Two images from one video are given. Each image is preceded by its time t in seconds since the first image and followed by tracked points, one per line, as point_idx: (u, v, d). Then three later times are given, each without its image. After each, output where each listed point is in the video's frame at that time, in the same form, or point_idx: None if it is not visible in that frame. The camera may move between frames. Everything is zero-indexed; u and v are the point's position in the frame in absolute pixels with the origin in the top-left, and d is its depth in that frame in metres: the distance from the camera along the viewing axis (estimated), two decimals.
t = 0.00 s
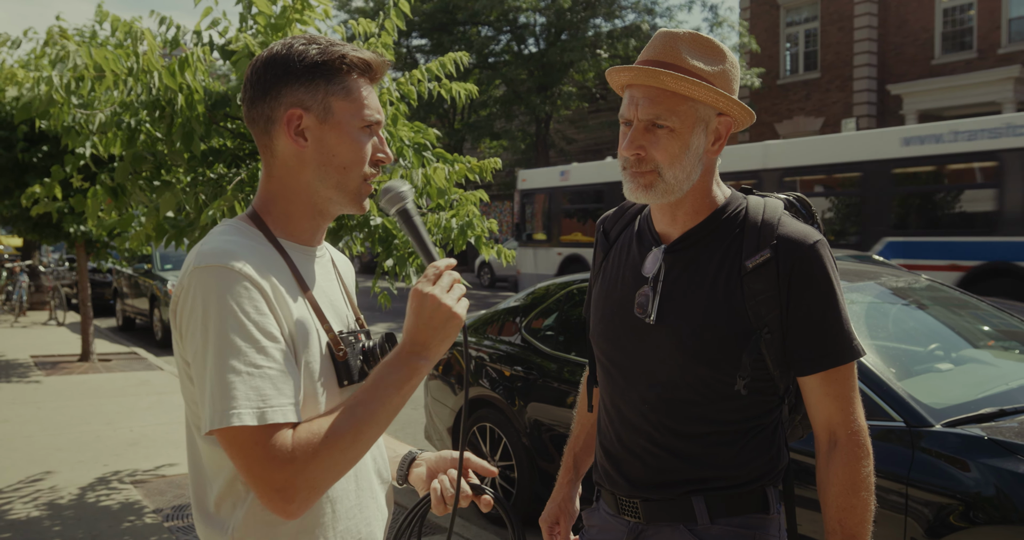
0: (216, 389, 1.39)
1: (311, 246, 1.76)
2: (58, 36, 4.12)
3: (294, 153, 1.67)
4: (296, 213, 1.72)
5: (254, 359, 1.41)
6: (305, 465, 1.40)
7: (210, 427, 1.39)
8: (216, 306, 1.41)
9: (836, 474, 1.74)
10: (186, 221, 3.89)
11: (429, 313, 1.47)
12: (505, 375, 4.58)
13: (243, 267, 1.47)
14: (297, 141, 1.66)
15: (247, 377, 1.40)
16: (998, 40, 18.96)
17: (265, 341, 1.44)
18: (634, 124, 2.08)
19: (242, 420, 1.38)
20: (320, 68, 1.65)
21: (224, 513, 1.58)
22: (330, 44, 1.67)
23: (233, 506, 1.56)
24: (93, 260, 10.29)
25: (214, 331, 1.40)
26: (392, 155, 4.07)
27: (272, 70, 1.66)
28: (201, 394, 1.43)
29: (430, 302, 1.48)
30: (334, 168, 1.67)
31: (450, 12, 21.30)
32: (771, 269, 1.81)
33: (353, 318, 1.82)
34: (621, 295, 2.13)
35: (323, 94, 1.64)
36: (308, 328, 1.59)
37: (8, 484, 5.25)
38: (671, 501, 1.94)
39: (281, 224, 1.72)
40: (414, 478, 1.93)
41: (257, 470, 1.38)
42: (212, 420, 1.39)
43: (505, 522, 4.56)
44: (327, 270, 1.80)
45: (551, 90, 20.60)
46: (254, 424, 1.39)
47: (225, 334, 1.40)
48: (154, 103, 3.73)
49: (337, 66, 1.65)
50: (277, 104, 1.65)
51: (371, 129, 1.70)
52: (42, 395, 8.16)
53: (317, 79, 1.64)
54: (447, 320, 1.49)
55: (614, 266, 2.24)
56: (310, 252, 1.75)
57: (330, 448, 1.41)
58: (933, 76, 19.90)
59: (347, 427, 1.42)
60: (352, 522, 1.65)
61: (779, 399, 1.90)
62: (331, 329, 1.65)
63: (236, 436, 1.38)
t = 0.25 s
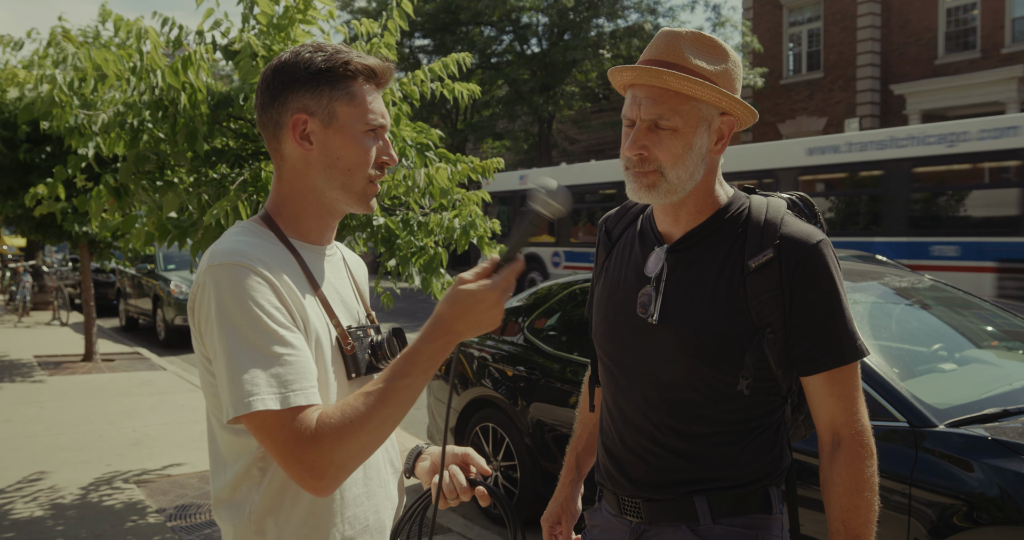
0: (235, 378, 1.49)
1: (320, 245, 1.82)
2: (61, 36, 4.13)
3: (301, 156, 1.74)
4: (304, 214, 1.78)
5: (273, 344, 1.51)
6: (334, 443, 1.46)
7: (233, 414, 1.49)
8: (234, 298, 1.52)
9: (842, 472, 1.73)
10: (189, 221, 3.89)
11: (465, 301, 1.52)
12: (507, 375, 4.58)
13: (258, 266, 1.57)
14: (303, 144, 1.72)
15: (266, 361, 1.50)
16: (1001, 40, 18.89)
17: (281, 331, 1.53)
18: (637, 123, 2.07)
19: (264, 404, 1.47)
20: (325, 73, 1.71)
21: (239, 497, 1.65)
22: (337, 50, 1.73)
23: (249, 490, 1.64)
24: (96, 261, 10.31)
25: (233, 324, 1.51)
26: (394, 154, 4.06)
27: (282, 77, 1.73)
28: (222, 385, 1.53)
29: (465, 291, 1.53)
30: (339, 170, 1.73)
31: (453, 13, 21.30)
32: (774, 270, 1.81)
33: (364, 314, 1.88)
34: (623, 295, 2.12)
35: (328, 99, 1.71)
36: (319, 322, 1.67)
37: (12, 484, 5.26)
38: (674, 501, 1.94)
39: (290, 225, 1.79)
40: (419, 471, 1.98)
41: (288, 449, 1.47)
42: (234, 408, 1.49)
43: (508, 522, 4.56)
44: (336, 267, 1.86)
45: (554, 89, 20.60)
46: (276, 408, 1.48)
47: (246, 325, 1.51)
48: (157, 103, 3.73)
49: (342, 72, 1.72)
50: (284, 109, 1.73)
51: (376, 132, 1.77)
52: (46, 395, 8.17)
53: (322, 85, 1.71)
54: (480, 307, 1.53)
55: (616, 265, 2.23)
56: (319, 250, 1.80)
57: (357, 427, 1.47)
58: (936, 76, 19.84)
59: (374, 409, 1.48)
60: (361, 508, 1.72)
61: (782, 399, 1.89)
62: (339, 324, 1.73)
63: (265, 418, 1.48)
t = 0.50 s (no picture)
0: (245, 374, 1.49)
1: (329, 246, 1.83)
2: (62, 36, 4.13)
3: (306, 162, 1.76)
4: (311, 217, 1.80)
5: (280, 344, 1.51)
6: (344, 438, 1.48)
7: (243, 409, 1.49)
8: (243, 300, 1.52)
9: (843, 471, 1.74)
10: (191, 221, 3.89)
11: (481, 310, 1.56)
12: (509, 375, 4.58)
13: (265, 264, 1.57)
14: (307, 150, 1.75)
15: (273, 360, 1.50)
16: (1003, 40, 18.86)
17: (290, 329, 1.53)
18: (638, 125, 2.07)
19: (271, 400, 1.47)
20: (327, 81, 1.73)
21: (252, 489, 1.68)
22: (339, 58, 1.75)
23: (261, 482, 1.67)
24: (98, 261, 10.32)
25: (243, 321, 1.51)
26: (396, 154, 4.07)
27: (287, 85, 1.76)
28: (231, 381, 1.53)
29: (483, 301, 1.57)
30: (343, 174, 1.75)
31: (454, 13, 21.30)
32: (776, 268, 1.80)
33: (373, 313, 1.89)
34: (624, 293, 2.13)
35: (330, 106, 1.73)
36: (325, 321, 1.67)
37: (14, 484, 5.27)
38: (675, 501, 1.94)
39: (299, 228, 1.80)
40: (427, 466, 2.01)
41: (295, 442, 1.48)
42: (243, 403, 1.49)
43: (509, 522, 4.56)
44: (347, 267, 1.87)
45: (556, 89, 20.61)
46: (283, 403, 1.48)
47: (257, 321, 1.51)
48: (159, 103, 3.73)
49: (345, 79, 1.73)
50: (289, 117, 1.75)
51: (379, 137, 1.78)
52: (48, 395, 8.18)
53: (325, 92, 1.72)
54: (496, 316, 1.58)
55: (617, 263, 2.23)
56: (328, 252, 1.81)
57: (366, 424, 1.49)
58: (939, 76, 19.83)
59: (383, 406, 1.50)
60: (366, 501, 1.73)
61: (785, 398, 1.89)
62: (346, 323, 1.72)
63: (272, 413, 1.49)
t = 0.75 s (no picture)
0: (247, 366, 1.50)
1: (336, 246, 1.83)
2: (63, 36, 4.13)
3: (309, 164, 1.77)
4: (316, 218, 1.80)
5: (282, 337, 1.51)
6: (340, 429, 1.47)
7: (245, 401, 1.50)
8: (246, 295, 1.53)
9: (845, 467, 1.73)
10: (191, 221, 3.90)
11: (481, 303, 1.54)
12: (509, 375, 4.58)
13: (266, 261, 1.58)
14: (310, 153, 1.76)
15: (275, 354, 1.50)
16: (1004, 40, 18.84)
17: (290, 324, 1.54)
18: (640, 125, 2.06)
19: (271, 391, 1.48)
20: (331, 84, 1.74)
21: (258, 481, 1.70)
22: (342, 62, 1.75)
23: (266, 474, 1.68)
24: (99, 261, 10.32)
25: (242, 315, 1.52)
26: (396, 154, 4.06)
27: (292, 90, 1.78)
28: (233, 374, 1.55)
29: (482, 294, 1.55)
30: (346, 175, 1.75)
31: (455, 13, 21.29)
32: (778, 264, 1.80)
33: (380, 310, 1.89)
34: (623, 288, 2.13)
35: (332, 109, 1.74)
36: (328, 318, 1.67)
37: (15, 483, 5.27)
38: (675, 500, 1.94)
39: (304, 228, 1.81)
40: (431, 464, 2.01)
41: (295, 433, 1.48)
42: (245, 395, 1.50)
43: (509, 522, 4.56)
44: (354, 267, 1.86)
45: (557, 89, 20.61)
46: (283, 395, 1.48)
47: (257, 314, 1.52)
48: (160, 103, 3.73)
49: (348, 83, 1.74)
50: (293, 120, 1.77)
51: (381, 139, 1.78)
52: (49, 395, 8.19)
53: (328, 95, 1.74)
54: (494, 310, 1.55)
55: (617, 260, 2.23)
56: (334, 251, 1.81)
57: (362, 417, 1.48)
58: (940, 76, 19.83)
59: (380, 400, 1.48)
60: (366, 495, 1.73)
61: (786, 395, 1.89)
62: (349, 318, 1.73)
63: (272, 404, 1.49)
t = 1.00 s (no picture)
0: (244, 363, 1.50)
1: (336, 247, 1.83)
2: (62, 36, 4.12)
3: (309, 166, 1.77)
4: (316, 219, 1.81)
5: (278, 334, 1.52)
6: (334, 426, 1.47)
7: (241, 396, 1.50)
8: (243, 293, 1.53)
9: (844, 463, 1.73)
10: (190, 221, 3.89)
11: (477, 302, 1.54)
12: (508, 375, 4.58)
13: (263, 258, 1.58)
14: (310, 154, 1.76)
15: (271, 350, 1.50)
16: (1003, 39, 18.84)
17: (287, 321, 1.54)
18: (633, 128, 2.06)
19: (267, 387, 1.48)
20: (331, 87, 1.74)
21: (257, 477, 1.71)
22: (341, 65, 1.76)
23: (265, 471, 1.69)
24: (98, 260, 10.31)
25: (238, 311, 1.53)
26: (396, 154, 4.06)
27: (293, 93, 1.79)
28: (230, 370, 1.55)
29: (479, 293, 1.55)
30: (344, 176, 1.75)
31: (454, 12, 21.29)
32: (774, 261, 1.81)
33: (381, 310, 1.89)
34: (621, 287, 2.13)
35: (332, 112, 1.74)
36: (326, 316, 1.68)
37: (14, 483, 5.27)
38: (675, 499, 1.94)
39: (305, 229, 1.81)
40: (429, 464, 2.00)
41: (290, 428, 1.48)
42: (241, 391, 1.50)
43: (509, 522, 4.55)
44: (355, 267, 1.86)
45: (556, 89, 20.61)
46: (279, 390, 1.48)
47: (253, 311, 1.52)
48: (158, 103, 3.73)
49: (347, 86, 1.74)
50: (294, 122, 1.78)
51: (381, 140, 1.77)
52: (48, 394, 8.19)
53: (328, 98, 1.74)
54: (491, 309, 1.54)
55: (614, 259, 2.23)
56: (334, 252, 1.81)
57: (357, 414, 1.48)
58: (939, 75, 19.84)
59: (374, 397, 1.48)
60: (365, 493, 1.73)
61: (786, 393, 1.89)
62: (348, 316, 1.73)
63: (268, 399, 1.49)
